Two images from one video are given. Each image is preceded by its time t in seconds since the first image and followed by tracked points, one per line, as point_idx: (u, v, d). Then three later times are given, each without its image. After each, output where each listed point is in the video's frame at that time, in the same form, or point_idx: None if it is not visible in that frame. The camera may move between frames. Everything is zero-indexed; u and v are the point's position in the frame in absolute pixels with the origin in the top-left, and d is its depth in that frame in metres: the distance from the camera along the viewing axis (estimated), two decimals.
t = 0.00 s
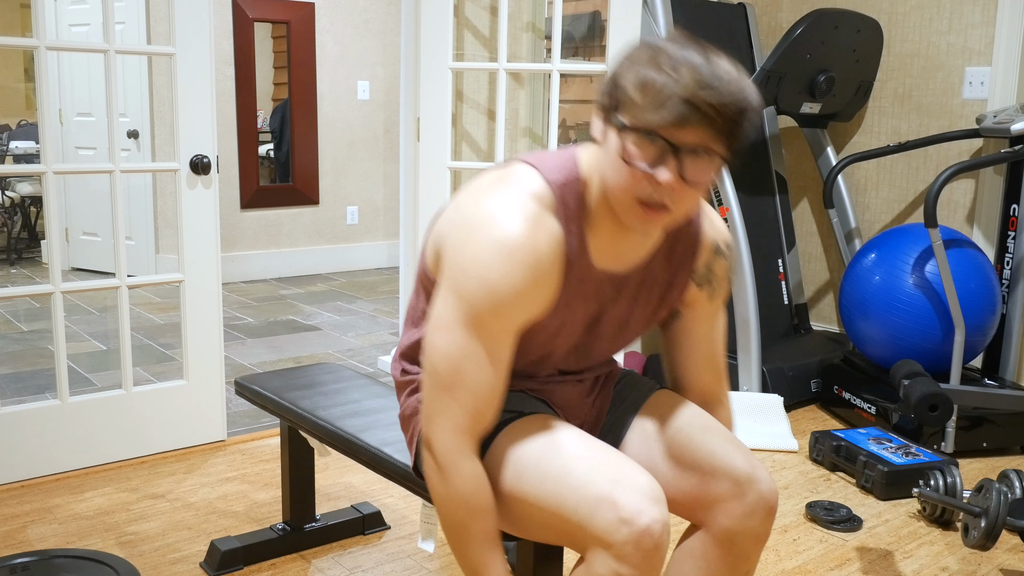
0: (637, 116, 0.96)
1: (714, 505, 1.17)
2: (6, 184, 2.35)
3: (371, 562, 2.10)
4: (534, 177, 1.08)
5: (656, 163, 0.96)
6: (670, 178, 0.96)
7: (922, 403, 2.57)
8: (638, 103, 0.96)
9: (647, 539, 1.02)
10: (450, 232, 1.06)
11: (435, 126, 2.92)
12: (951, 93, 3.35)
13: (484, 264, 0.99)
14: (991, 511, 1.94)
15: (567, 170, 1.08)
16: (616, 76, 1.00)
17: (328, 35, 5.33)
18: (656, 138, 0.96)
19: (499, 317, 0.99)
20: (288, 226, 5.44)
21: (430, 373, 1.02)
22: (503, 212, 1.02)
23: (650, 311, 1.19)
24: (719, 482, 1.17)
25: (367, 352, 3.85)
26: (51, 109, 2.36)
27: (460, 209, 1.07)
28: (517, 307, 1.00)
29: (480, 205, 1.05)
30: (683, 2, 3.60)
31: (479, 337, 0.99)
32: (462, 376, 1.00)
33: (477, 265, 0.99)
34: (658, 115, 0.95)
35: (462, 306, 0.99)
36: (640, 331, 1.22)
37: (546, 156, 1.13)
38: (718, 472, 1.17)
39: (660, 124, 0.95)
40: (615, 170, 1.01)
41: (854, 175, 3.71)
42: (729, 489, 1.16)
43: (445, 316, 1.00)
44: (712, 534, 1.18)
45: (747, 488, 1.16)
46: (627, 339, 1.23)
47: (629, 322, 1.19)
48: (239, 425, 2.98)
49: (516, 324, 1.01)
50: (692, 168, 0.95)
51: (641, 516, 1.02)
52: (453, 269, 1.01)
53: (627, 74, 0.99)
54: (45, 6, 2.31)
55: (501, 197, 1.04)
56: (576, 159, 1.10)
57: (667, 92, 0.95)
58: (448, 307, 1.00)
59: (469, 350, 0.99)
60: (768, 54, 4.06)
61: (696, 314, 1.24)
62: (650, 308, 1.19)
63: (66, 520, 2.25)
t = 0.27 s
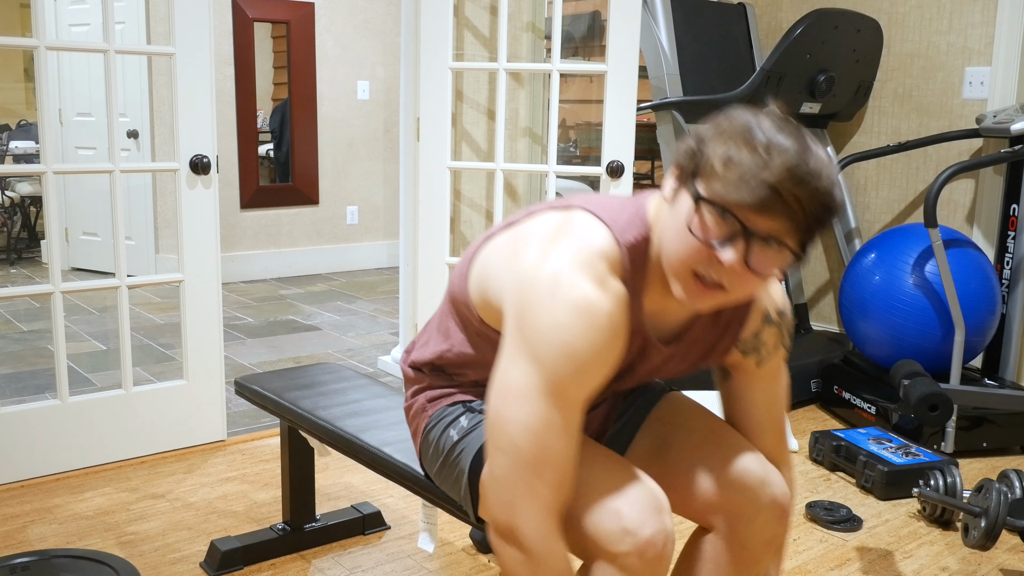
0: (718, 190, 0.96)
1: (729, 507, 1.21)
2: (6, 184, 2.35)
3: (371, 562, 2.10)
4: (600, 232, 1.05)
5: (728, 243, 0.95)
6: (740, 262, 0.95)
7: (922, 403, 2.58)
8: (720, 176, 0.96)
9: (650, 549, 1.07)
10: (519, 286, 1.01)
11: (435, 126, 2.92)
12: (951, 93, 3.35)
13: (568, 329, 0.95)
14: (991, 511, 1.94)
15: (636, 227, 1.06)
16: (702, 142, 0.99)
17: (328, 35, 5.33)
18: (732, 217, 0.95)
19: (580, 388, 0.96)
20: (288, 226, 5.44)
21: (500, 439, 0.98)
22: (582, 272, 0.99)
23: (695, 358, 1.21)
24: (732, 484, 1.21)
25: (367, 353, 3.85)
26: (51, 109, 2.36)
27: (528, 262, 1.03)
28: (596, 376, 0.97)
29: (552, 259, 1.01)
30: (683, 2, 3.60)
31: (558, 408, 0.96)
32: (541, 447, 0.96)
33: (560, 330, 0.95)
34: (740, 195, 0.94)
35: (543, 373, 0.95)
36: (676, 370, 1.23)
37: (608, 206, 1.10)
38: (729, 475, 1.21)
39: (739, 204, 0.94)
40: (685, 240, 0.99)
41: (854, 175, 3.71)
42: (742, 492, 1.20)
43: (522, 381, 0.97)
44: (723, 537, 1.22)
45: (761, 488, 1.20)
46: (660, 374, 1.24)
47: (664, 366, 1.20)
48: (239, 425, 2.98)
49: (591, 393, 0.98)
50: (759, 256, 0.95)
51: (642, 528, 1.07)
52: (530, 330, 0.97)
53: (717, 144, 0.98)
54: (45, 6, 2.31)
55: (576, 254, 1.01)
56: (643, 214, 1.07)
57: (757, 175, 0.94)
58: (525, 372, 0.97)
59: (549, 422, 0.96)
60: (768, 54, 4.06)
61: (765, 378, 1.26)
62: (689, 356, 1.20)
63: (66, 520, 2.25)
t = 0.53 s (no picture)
0: (765, 256, 0.93)
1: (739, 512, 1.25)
2: (6, 184, 2.35)
3: (371, 562, 2.10)
4: (643, 283, 1.05)
5: (769, 311, 0.93)
6: (777, 331, 0.93)
7: (922, 403, 2.58)
8: (769, 241, 0.93)
9: (646, 563, 1.13)
10: (564, 340, 1.01)
11: (435, 126, 2.92)
12: (951, 92, 3.34)
13: (617, 392, 0.95)
14: (991, 511, 1.94)
15: (680, 279, 1.05)
16: (755, 206, 0.97)
17: (328, 35, 5.33)
18: (776, 285, 0.93)
19: (625, 450, 0.98)
20: (288, 226, 5.44)
21: (541, 497, 0.99)
22: (630, 330, 0.99)
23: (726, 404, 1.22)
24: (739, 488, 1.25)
25: (367, 353, 3.85)
26: (51, 109, 2.36)
27: (573, 314, 1.02)
28: (641, 437, 0.98)
29: (598, 314, 1.00)
30: (683, 2, 3.60)
31: (604, 470, 0.97)
32: (585, 510, 0.97)
33: (610, 392, 0.95)
34: (787, 265, 0.92)
35: (590, 436, 0.96)
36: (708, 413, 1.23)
37: (650, 252, 1.10)
38: (737, 481, 1.26)
39: (785, 274, 0.92)
40: (725, 301, 0.97)
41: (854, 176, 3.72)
42: (750, 495, 1.24)
43: (568, 442, 0.97)
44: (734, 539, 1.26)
45: (769, 490, 1.24)
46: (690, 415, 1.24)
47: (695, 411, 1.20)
48: (239, 425, 2.98)
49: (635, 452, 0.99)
50: (801, 329, 0.93)
51: (638, 543, 1.14)
52: (578, 390, 0.97)
53: (771, 208, 0.95)
54: (45, 6, 2.31)
55: (623, 310, 1.00)
56: (686, 263, 1.07)
57: (810, 247, 0.91)
58: (572, 433, 0.97)
59: (595, 485, 0.97)
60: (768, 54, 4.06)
61: (808, 431, 1.26)
62: (719, 402, 1.20)
63: (66, 520, 2.25)
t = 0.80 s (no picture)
0: (781, 289, 0.94)
1: (746, 515, 1.28)
2: (6, 184, 2.35)
3: (371, 562, 2.10)
4: (655, 303, 1.05)
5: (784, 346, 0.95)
6: (789, 364, 0.95)
7: (922, 403, 2.58)
8: (786, 275, 0.94)
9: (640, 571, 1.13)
10: (575, 362, 1.01)
11: (435, 126, 2.91)
12: (951, 92, 3.34)
13: (624, 418, 0.97)
14: (991, 511, 1.94)
15: (693, 299, 1.05)
16: (774, 238, 0.98)
17: (328, 35, 5.33)
18: (791, 319, 0.94)
19: (631, 473, 0.99)
20: (288, 226, 5.44)
21: (547, 517, 1.01)
22: (641, 354, 0.99)
23: (737, 423, 1.22)
24: (748, 491, 1.28)
25: (367, 353, 3.85)
26: (51, 109, 2.36)
27: (585, 334, 1.02)
28: (647, 461, 0.99)
29: (609, 335, 1.00)
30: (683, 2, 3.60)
31: (609, 493, 0.99)
32: (590, 532, 0.99)
33: (618, 418, 0.97)
34: (803, 300, 0.92)
35: (597, 460, 0.98)
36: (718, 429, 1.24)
37: (664, 270, 1.09)
38: (746, 484, 1.28)
39: (800, 310, 0.93)
40: (739, 331, 0.99)
41: (854, 176, 3.72)
42: (760, 499, 1.27)
43: (575, 465, 0.99)
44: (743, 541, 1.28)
45: (779, 494, 1.27)
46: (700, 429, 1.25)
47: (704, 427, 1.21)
48: (239, 425, 2.98)
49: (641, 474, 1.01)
50: (811, 363, 0.95)
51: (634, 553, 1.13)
52: (587, 414, 0.98)
53: (792, 244, 0.96)
54: (45, 6, 2.31)
55: (635, 332, 1.01)
56: (700, 282, 1.07)
57: (829, 285, 0.92)
58: (580, 456, 0.99)
59: (600, 508, 0.99)
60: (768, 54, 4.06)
61: (820, 458, 1.28)
62: (731, 420, 1.21)
63: (66, 520, 2.25)
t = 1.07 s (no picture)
0: (779, 288, 0.94)
1: (746, 518, 1.28)
2: (6, 184, 2.35)
3: (371, 562, 2.10)
4: (653, 304, 1.05)
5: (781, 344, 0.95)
6: (786, 362, 0.95)
7: (922, 403, 2.59)
8: (783, 274, 0.94)
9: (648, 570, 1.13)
10: (571, 363, 1.01)
11: (435, 126, 2.91)
12: (951, 93, 3.34)
13: (620, 420, 0.97)
14: (991, 511, 1.94)
15: (692, 300, 1.05)
16: (772, 237, 0.98)
17: (328, 35, 5.33)
18: (788, 318, 0.94)
19: (629, 474, 0.99)
20: (288, 226, 5.44)
21: (547, 518, 1.02)
22: (639, 355, 0.99)
23: (740, 424, 1.23)
24: (749, 494, 1.28)
25: (367, 353, 3.85)
26: (51, 109, 2.36)
27: (582, 335, 1.02)
28: (645, 462, 1.00)
29: (606, 336, 1.00)
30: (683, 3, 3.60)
31: (606, 494, 0.99)
32: (588, 532, 1.00)
33: (614, 419, 0.97)
34: (800, 299, 0.93)
35: (593, 462, 0.98)
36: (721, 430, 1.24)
37: (664, 271, 1.09)
38: (746, 487, 1.29)
39: (797, 308, 0.93)
40: (737, 331, 0.99)
41: (854, 176, 3.73)
42: (761, 502, 1.27)
43: (572, 467, 1.00)
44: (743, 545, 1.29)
45: (780, 498, 1.27)
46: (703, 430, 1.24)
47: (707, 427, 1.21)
48: (239, 425, 2.98)
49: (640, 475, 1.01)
50: (810, 362, 0.95)
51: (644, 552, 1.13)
52: (584, 415, 0.98)
53: (790, 242, 0.96)
54: (45, 6, 2.31)
55: (633, 333, 1.00)
56: (699, 283, 1.06)
57: (826, 284, 0.92)
58: (576, 458, 0.99)
59: (598, 509, 1.00)
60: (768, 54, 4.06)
61: (820, 457, 1.29)
62: (733, 419, 1.20)
63: (66, 520, 2.25)
